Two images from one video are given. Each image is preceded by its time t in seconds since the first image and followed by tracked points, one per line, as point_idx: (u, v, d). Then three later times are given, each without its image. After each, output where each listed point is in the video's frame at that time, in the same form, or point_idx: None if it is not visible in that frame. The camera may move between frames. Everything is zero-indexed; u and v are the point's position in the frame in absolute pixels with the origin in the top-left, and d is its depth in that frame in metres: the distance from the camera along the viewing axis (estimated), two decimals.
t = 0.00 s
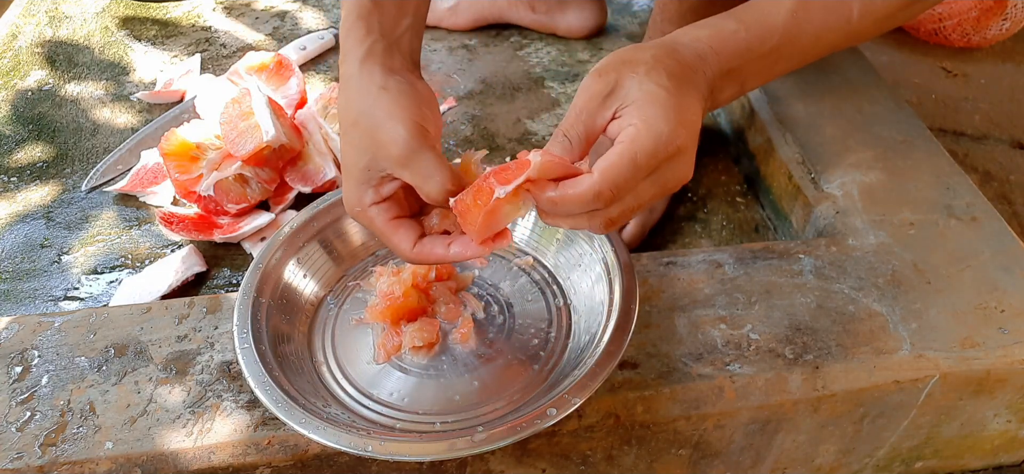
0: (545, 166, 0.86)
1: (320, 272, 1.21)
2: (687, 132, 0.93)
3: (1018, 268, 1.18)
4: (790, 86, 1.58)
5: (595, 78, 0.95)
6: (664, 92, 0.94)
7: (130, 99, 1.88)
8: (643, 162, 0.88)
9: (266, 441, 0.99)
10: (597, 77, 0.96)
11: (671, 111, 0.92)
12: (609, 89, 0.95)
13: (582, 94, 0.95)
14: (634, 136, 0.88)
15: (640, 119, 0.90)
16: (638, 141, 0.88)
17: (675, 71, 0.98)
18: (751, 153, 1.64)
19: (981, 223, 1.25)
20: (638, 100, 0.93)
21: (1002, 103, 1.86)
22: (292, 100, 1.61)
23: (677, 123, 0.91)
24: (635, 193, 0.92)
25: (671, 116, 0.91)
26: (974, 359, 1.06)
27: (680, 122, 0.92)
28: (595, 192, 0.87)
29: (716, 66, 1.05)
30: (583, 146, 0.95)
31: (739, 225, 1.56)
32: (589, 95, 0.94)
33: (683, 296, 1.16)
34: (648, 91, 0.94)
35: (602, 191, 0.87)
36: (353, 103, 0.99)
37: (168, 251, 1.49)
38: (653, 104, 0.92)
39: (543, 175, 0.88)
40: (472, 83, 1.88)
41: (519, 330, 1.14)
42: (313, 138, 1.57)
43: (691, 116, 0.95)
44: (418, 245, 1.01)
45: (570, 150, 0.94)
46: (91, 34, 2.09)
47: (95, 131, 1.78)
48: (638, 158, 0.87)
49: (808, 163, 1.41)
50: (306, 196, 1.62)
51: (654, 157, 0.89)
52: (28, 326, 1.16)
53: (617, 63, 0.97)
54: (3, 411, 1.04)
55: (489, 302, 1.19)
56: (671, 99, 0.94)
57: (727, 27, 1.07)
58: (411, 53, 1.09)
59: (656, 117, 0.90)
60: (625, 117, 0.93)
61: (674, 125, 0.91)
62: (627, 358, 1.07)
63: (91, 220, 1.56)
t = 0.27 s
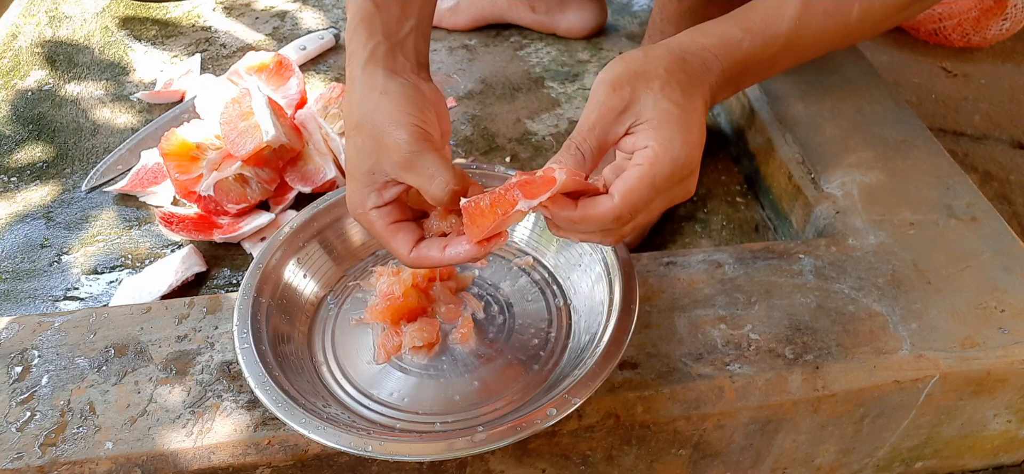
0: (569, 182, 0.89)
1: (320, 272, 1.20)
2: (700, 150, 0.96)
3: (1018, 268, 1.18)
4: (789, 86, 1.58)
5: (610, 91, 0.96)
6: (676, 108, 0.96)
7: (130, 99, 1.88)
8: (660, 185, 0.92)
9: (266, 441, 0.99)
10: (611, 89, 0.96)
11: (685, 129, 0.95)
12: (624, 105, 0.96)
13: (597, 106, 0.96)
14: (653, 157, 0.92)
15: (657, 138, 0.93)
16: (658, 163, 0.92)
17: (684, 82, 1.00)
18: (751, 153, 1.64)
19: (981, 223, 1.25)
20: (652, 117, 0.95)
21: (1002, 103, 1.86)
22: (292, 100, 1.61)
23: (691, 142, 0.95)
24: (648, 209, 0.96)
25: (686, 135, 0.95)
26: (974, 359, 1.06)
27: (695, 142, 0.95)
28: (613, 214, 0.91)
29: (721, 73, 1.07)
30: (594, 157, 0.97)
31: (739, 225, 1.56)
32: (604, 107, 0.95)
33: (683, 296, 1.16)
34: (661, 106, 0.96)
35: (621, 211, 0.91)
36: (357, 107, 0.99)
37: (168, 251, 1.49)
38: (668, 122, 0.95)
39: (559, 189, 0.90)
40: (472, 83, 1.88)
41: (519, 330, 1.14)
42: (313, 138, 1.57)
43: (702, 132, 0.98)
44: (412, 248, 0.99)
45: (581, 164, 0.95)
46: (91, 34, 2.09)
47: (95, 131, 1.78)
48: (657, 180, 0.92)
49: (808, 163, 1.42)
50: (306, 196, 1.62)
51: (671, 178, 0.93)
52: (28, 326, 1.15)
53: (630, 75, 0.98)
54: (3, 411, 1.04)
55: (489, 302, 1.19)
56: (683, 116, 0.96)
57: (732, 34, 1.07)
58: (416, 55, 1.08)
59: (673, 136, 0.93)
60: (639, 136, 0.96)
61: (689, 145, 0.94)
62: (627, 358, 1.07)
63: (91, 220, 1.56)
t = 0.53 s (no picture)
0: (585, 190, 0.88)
1: (320, 272, 1.21)
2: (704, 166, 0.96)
3: (1018, 268, 1.17)
4: (789, 86, 1.58)
5: (621, 101, 0.92)
6: (686, 124, 0.95)
7: (131, 99, 1.88)
8: (668, 204, 0.93)
9: (266, 441, 0.99)
10: (623, 100, 0.92)
11: (693, 146, 0.94)
12: (635, 117, 0.93)
13: (607, 117, 0.92)
14: (662, 176, 0.92)
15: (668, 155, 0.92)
16: (667, 182, 0.92)
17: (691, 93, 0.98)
18: (751, 153, 1.64)
19: (981, 223, 1.25)
20: (662, 134, 0.93)
21: (1002, 103, 1.86)
22: (292, 100, 1.61)
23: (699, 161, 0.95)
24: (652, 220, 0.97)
25: (694, 154, 0.94)
26: (974, 359, 1.06)
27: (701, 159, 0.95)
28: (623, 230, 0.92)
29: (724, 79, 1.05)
30: (601, 165, 0.92)
31: (739, 225, 1.55)
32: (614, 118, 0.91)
33: (683, 296, 1.16)
34: (672, 123, 0.94)
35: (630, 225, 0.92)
36: (360, 109, 0.99)
37: (168, 251, 1.49)
38: (679, 140, 0.93)
39: (574, 201, 0.89)
40: (472, 83, 1.88)
41: (520, 330, 1.14)
42: (312, 138, 1.57)
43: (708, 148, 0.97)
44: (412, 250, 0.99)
45: (587, 172, 0.90)
46: (91, 34, 2.09)
47: (95, 131, 1.78)
48: (666, 198, 0.92)
49: (808, 163, 1.42)
50: (306, 196, 1.62)
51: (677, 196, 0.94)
52: (28, 326, 1.15)
53: (642, 86, 0.94)
54: (3, 411, 1.04)
55: (489, 302, 1.19)
56: (692, 132, 0.95)
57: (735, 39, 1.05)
58: (419, 57, 1.08)
59: (682, 155, 0.93)
60: (647, 150, 0.94)
61: (697, 165, 0.94)
62: (627, 358, 1.07)
63: (91, 220, 1.56)
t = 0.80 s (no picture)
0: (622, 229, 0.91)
1: (320, 272, 1.21)
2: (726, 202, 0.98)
3: (1018, 268, 1.18)
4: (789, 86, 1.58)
5: (680, 133, 0.89)
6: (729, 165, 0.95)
7: (131, 99, 1.88)
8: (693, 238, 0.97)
9: (266, 441, 0.99)
10: (681, 131, 0.89)
11: (726, 188, 0.95)
12: (685, 150, 0.91)
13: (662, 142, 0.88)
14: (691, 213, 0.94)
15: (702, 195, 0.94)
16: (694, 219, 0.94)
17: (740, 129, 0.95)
18: (751, 153, 1.64)
19: (982, 223, 1.25)
20: (707, 174, 0.93)
21: (1002, 103, 1.86)
22: (292, 100, 1.61)
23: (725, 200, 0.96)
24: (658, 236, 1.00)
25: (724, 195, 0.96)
26: (974, 359, 1.06)
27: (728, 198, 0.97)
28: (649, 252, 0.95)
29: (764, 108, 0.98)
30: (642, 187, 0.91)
31: (739, 225, 1.55)
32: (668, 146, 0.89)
33: (683, 296, 1.16)
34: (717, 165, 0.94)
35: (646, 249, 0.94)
36: (374, 69, 0.99)
37: (168, 251, 1.49)
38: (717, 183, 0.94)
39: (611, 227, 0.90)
40: (472, 83, 1.88)
41: (520, 330, 1.14)
42: (312, 138, 1.57)
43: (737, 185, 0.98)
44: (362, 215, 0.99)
45: (626, 190, 0.86)
46: (91, 34, 2.09)
47: (95, 131, 1.78)
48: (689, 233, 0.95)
49: (808, 163, 1.42)
50: (306, 196, 1.62)
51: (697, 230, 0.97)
52: (28, 326, 1.15)
53: (700, 122, 0.91)
54: (3, 411, 1.04)
55: (489, 302, 1.19)
56: (731, 174, 0.96)
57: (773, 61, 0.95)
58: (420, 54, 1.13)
59: (716, 197, 0.95)
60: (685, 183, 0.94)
61: (726, 204, 0.96)
62: (627, 358, 1.07)
63: (91, 220, 1.56)
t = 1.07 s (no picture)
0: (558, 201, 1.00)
1: (320, 272, 1.21)
2: (682, 196, 0.96)
3: (1018, 268, 1.17)
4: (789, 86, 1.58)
5: (636, 114, 0.90)
6: (682, 159, 0.91)
7: (131, 99, 1.88)
8: (624, 223, 0.97)
9: (266, 441, 0.99)
10: (640, 112, 0.90)
11: (671, 182, 0.92)
12: (639, 132, 0.90)
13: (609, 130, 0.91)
14: (625, 199, 0.94)
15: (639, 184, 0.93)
16: (624, 204, 0.95)
17: (714, 122, 0.91)
18: (751, 153, 1.64)
19: (981, 223, 1.25)
20: (656, 162, 0.91)
21: (1002, 103, 1.86)
22: (292, 100, 1.61)
23: (668, 192, 0.94)
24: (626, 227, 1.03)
25: (666, 188, 0.93)
26: (974, 359, 1.06)
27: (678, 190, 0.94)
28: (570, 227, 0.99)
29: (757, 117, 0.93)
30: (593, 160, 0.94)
31: (739, 225, 1.55)
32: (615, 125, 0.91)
33: (683, 296, 1.16)
34: (669, 156, 0.91)
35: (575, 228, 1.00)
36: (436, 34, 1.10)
37: (168, 251, 1.49)
38: (661, 174, 0.92)
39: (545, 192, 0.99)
40: (472, 83, 1.88)
41: (520, 330, 1.14)
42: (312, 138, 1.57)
43: (697, 179, 0.95)
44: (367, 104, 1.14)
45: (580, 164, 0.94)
46: (91, 34, 2.09)
47: (95, 131, 1.78)
48: (621, 217, 0.96)
49: (808, 163, 1.42)
50: (306, 196, 1.62)
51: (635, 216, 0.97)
52: (28, 326, 1.15)
53: (664, 107, 0.90)
54: (3, 411, 1.04)
55: (489, 302, 1.19)
56: (683, 169, 0.92)
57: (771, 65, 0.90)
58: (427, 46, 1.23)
59: (659, 188, 0.93)
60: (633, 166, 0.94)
61: (668, 199, 0.94)
62: (627, 358, 1.07)
63: (91, 220, 1.56)
